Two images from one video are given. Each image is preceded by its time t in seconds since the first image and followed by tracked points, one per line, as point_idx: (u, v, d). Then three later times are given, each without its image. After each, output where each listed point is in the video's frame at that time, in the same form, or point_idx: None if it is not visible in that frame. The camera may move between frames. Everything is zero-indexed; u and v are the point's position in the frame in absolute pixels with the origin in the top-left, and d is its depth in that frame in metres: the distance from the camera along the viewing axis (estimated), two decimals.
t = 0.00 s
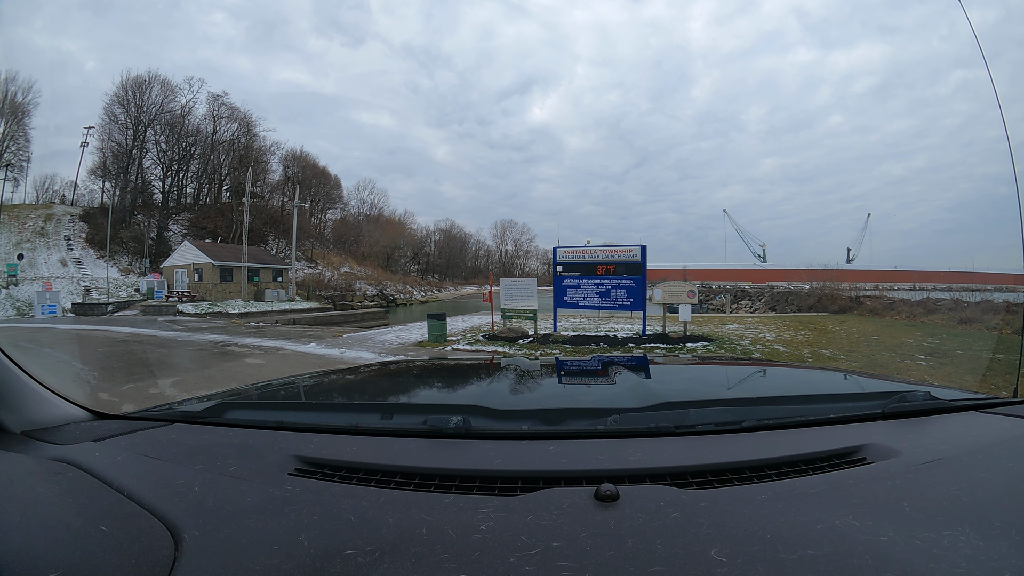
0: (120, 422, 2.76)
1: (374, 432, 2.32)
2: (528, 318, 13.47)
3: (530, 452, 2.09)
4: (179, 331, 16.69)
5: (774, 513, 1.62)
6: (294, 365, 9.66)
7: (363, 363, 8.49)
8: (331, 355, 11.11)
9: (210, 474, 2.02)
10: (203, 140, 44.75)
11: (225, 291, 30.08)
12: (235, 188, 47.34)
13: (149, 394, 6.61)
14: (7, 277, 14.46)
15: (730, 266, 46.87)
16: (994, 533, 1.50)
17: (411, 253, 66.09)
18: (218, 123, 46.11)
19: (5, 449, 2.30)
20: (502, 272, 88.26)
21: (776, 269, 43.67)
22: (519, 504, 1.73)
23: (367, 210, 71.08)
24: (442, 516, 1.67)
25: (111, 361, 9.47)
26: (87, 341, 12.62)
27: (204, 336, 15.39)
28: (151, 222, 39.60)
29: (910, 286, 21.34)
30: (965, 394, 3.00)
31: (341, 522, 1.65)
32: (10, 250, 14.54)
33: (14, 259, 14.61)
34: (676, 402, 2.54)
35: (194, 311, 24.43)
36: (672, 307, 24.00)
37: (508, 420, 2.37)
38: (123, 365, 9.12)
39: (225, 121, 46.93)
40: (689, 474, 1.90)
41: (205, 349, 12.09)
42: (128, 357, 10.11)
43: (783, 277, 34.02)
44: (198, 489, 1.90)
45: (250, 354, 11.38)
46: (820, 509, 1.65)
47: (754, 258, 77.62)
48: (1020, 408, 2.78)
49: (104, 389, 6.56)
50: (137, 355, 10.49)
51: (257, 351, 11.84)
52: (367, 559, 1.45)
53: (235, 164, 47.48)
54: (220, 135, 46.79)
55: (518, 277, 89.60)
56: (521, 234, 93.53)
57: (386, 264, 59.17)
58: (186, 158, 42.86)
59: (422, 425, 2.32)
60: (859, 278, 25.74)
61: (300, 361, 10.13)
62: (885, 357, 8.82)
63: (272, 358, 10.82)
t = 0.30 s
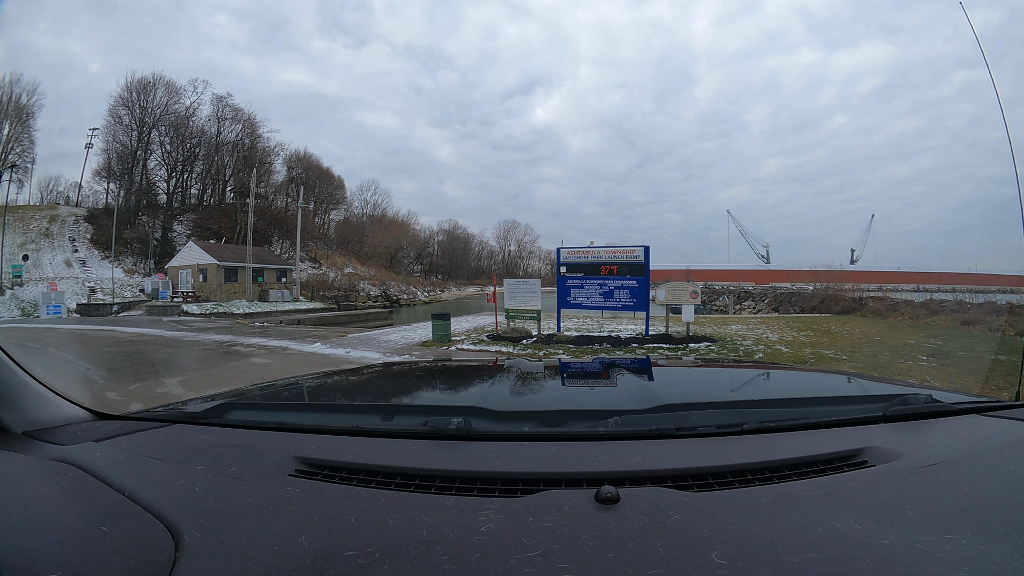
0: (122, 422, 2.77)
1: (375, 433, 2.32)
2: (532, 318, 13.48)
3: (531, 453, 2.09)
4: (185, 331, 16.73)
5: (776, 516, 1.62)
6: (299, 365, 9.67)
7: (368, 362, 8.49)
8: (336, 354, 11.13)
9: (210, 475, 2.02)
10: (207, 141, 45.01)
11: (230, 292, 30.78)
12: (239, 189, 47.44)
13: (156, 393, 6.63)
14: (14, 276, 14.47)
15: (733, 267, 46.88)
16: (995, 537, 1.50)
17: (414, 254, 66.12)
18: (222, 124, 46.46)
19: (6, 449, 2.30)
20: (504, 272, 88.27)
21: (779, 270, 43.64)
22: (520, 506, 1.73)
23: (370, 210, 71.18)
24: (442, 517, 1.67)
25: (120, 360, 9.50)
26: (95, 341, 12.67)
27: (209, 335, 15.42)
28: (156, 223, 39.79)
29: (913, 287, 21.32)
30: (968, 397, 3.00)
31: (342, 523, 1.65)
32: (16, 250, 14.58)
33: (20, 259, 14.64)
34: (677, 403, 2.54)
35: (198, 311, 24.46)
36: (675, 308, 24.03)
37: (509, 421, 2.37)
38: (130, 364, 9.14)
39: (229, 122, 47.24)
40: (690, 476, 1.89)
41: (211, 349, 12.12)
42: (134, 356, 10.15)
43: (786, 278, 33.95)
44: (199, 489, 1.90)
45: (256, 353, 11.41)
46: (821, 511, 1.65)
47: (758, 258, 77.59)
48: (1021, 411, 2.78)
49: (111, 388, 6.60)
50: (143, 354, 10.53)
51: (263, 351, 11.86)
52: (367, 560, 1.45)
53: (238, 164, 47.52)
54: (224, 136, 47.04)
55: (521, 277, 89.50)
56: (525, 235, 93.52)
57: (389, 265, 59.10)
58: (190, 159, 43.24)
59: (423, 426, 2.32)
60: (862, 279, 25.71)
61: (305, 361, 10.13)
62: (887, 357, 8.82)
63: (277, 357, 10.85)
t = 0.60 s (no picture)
0: (118, 422, 2.75)
1: (373, 433, 2.32)
2: (537, 318, 13.51)
3: (529, 453, 2.09)
4: (192, 329, 16.76)
5: (772, 515, 1.63)
6: (309, 363, 9.69)
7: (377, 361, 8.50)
8: (344, 352, 11.17)
9: (207, 475, 2.01)
10: (211, 141, 44.74)
11: (235, 291, 30.85)
12: (243, 188, 47.36)
13: (165, 391, 6.63)
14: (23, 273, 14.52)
15: (737, 267, 46.95)
16: (990, 535, 1.51)
17: (418, 253, 66.07)
18: (226, 125, 46.38)
19: (2, 449, 2.29)
20: (508, 272, 88.26)
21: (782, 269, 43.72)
22: (518, 505, 1.73)
23: (373, 210, 71.13)
24: (439, 517, 1.67)
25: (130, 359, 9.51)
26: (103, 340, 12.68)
27: (216, 334, 15.45)
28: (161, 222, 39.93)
29: (916, 287, 21.34)
30: (964, 396, 3.01)
31: (340, 523, 1.64)
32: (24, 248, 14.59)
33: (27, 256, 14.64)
34: (676, 403, 2.55)
35: (205, 310, 24.46)
36: (678, 307, 24.09)
37: (507, 420, 2.37)
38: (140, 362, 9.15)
39: (233, 123, 47.14)
40: (688, 475, 1.90)
41: (219, 347, 12.17)
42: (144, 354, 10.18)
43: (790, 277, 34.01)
44: (196, 489, 1.90)
45: (264, 351, 11.44)
46: (817, 511, 1.65)
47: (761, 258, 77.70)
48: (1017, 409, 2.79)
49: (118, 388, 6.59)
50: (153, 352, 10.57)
51: (271, 349, 11.89)
52: (364, 560, 1.45)
53: (243, 164, 47.31)
54: (228, 136, 46.86)
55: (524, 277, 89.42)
56: (528, 234, 93.49)
57: (394, 264, 58.84)
58: (194, 160, 42.83)
59: (420, 426, 2.32)
60: (865, 279, 25.73)
61: (315, 359, 10.17)
62: (886, 357, 8.87)
63: (287, 355, 10.85)
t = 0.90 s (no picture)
0: (113, 422, 2.75)
1: (369, 433, 2.31)
2: (545, 317, 13.54)
3: (526, 453, 2.09)
4: (203, 328, 16.84)
5: (769, 514, 1.63)
6: (321, 360, 9.74)
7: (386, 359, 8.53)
8: (356, 350, 11.24)
9: (203, 475, 2.01)
10: (217, 142, 44.63)
11: (244, 290, 30.73)
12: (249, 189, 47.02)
13: (174, 391, 6.63)
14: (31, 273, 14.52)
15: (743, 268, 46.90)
16: (985, 533, 1.51)
17: (423, 253, 65.97)
18: (232, 125, 45.40)
19: None
20: (513, 272, 88.26)
21: (787, 270, 43.69)
22: (514, 505, 1.73)
23: (378, 210, 71.09)
24: (436, 516, 1.66)
25: (144, 357, 9.56)
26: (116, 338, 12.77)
27: (227, 332, 15.52)
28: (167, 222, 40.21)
29: (921, 287, 21.27)
30: (958, 395, 3.02)
31: (336, 522, 1.64)
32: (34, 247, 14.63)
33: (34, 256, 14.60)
34: (671, 402, 2.55)
35: (213, 309, 24.42)
36: (684, 308, 24.15)
37: (503, 420, 2.37)
38: (154, 360, 9.18)
39: (239, 124, 46.19)
40: (684, 474, 1.90)
41: (231, 345, 12.24)
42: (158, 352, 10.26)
43: (795, 277, 34.01)
44: (192, 489, 1.90)
45: (277, 349, 11.53)
46: (813, 510, 1.66)
47: (766, 258, 77.78)
48: (1013, 409, 2.80)
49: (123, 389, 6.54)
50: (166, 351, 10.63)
51: (284, 347, 11.95)
52: (360, 560, 1.45)
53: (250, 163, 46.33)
54: (234, 137, 45.90)
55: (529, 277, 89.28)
56: (533, 234, 93.38)
57: (399, 264, 58.72)
58: (200, 160, 42.85)
59: (417, 426, 2.32)
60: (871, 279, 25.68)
61: (326, 357, 10.22)
62: (885, 356, 8.91)
63: (299, 353, 10.89)
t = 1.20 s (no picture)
0: (108, 421, 2.74)
1: (365, 432, 2.31)
2: (554, 316, 13.57)
3: (522, 453, 2.09)
4: (218, 327, 17.03)
5: (764, 514, 1.63)
6: (337, 358, 9.87)
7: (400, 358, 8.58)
8: (370, 348, 11.36)
9: (198, 475, 2.01)
10: (227, 143, 44.81)
11: (256, 289, 30.88)
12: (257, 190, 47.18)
13: (189, 388, 6.67)
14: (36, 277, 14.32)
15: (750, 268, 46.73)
16: (979, 533, 1.52)
17: (431, 253, 65.94)
18: (241, 126, 45.77)
19: None
20: (520, 272, 88.33)
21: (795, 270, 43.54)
22: (510, 505, 1.73)
23: (387, 210, 70.91)
24: (432, 516, 1.67)
25: (164, 357, 9.70)
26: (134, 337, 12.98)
27: (241, 331, 15.69)
28: (177, 222, 40.72)
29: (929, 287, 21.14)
30: (953, 396, 3.03)
31: (332, 522, 1.64)
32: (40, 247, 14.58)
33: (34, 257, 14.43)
34: (668, 402, 2.55)
35: (225, 309, 24.36)
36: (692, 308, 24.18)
37: (500, 420, 2.37)
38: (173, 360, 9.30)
39: (249, 125, 46.56)
40: (680, 474, 1.90)
41: (247, 343, 12.40)
42: (177, 351, 10.42)
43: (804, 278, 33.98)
44: (187, 489, 1.89)
45: (293, 347, 11.69)
46: (808, 510, 1.66)
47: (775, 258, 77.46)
48: (1008, 409, 2.81)
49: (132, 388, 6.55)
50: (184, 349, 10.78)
51: (299, 345, 12.09)
52: (356, 560, 1.45)
53: (260, 165, 46.66)
54: (243, 138, 46.25)
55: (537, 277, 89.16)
56: (541, 234, 93.30)
57: (407, 264, 58.67)
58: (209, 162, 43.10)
59: (413, 425, 2.32)
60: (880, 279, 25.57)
61: (341, 354, 10.35)
62: (886, 355, 8.95)
63: (314, 350, 11.03)
